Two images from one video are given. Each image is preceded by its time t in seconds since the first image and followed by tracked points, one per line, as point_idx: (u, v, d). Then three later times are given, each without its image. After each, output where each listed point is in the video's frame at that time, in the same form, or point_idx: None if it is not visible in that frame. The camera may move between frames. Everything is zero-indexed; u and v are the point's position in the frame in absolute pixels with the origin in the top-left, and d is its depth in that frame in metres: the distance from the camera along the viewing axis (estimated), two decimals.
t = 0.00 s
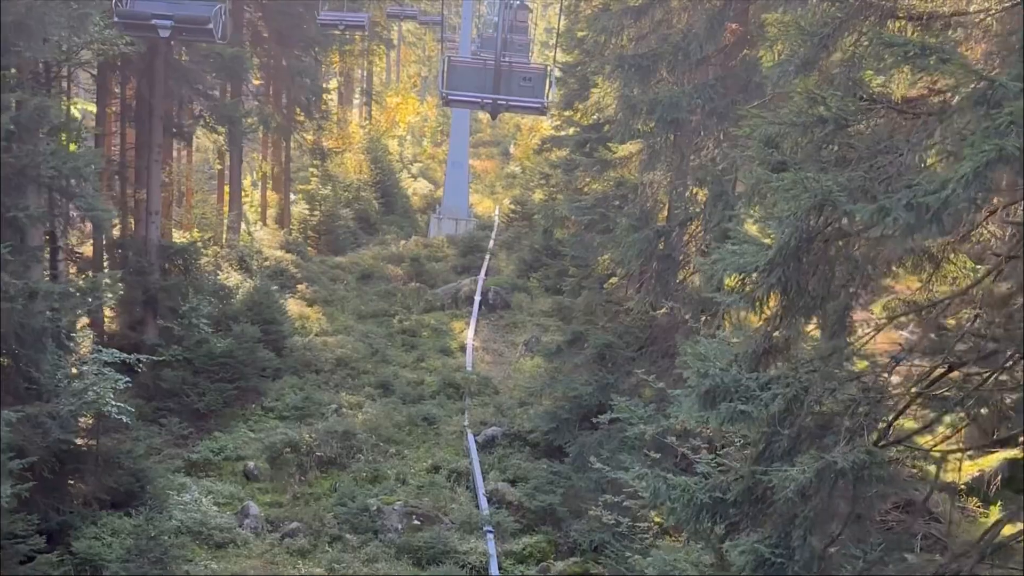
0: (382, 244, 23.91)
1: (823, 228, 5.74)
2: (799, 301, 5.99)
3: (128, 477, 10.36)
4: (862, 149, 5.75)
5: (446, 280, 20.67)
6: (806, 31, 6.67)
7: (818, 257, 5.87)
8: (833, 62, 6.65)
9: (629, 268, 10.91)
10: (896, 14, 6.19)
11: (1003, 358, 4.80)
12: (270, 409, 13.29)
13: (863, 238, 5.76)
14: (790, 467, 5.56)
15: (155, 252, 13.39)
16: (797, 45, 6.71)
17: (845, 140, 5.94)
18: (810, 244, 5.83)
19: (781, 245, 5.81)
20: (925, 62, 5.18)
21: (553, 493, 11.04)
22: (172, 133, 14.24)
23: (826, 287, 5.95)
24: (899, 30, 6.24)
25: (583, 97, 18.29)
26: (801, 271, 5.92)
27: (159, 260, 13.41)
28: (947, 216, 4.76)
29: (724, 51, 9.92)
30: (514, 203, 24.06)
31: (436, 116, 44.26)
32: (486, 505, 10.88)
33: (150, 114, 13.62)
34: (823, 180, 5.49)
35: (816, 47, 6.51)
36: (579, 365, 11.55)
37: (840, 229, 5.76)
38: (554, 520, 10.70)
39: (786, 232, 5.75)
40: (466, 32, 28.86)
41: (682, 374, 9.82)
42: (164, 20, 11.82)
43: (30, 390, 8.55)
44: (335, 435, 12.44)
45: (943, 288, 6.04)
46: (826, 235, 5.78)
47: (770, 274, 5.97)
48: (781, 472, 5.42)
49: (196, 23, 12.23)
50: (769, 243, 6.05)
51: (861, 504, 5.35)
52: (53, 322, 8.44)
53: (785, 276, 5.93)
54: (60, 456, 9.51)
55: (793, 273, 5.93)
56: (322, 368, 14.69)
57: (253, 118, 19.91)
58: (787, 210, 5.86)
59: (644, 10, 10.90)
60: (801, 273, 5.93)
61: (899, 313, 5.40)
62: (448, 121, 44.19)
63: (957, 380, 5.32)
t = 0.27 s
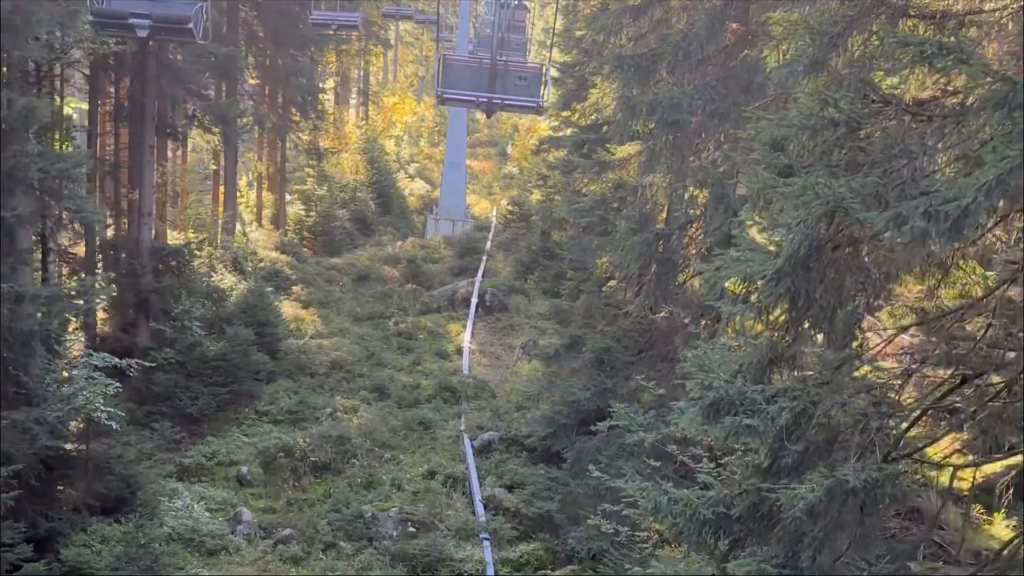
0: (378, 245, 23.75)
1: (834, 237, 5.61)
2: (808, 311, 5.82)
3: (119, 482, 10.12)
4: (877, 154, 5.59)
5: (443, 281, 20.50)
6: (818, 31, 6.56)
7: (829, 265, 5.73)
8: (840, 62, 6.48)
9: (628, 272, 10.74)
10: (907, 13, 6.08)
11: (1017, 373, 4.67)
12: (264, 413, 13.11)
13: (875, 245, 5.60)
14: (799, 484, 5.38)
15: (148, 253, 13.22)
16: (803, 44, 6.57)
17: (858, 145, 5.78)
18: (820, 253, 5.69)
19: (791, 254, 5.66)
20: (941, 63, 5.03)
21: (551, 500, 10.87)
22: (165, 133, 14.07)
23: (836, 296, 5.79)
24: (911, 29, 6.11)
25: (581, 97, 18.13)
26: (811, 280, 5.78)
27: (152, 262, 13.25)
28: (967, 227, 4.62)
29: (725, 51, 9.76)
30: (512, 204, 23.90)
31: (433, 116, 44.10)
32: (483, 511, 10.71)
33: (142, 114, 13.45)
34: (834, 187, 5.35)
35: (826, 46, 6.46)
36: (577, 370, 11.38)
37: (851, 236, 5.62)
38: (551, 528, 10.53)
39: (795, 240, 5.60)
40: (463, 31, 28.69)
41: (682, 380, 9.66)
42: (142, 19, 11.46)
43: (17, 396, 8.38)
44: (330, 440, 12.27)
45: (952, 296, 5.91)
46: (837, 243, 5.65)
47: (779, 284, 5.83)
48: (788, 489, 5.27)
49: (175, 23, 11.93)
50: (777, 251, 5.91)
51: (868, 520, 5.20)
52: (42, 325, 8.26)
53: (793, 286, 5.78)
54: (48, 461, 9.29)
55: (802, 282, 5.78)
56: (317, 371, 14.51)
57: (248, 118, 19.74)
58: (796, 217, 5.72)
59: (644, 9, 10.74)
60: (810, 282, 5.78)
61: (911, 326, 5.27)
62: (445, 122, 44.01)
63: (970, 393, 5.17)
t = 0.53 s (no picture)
0: (375, 246, 23.58)
1: (845, 247, 5.46)
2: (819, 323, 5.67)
3: (108, 488, 9.90)
4: (892, 160, 5.42)
5: (439, 283, 20.31)
6: (830, 31, 6.41)
7: (841, 277, 5.60)
8: (848, 63, 6.32)
9: (628, 276, 10.57)
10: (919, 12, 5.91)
11: None
12: (258, 417, 12.93)
13: (886, 253, 5.46)
14: (807, 505, 5.23)
15: (140, 254, 13.04)
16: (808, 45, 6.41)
17: (871, 150, 5.60)
18: (833, 264, 5.55)
19: (801, 265, 5.54)
20: (960, 65, 4.87)
21: (548, 506, 10.68)
22: (158, 133, 13.89)
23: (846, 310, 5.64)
24: (924, 28, 5.95)
25: (580, 98, 17.97)
26: (821, 291, 5.64)
27: (144, 263, 13.09)
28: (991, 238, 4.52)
29: (726, 51, 9.61)
30: (509, 204, 23.73)
31: (431, 116, 43.92)
32: (479, 518, 10.54)
33: (135, 113, 13.27)
34: (848, 196, 5.23)
35: (836, 45, 6.36)
36: (575, 374, 11.21)
37: (863, 246, 5.47)
38: (549, 535, 10.35)
39: (806, 252, 5.48)
40: (461, 31, 28.53)
41: (682, 385, 9.49)
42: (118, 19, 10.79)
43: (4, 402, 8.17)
44: (324, 445, 12.10)
45: (961, 303, 5.78)
46: (849, 255, 5.51)
47: (789, 296, 5.69)
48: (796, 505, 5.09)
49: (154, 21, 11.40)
50: (786, 262, 5.79)
51: (879, 538, 5.02)
52: (30, 329, 8.07)
53: (803, 298, 5.65)
54: (36, 465, 8.94)
55: (812, 295, 5.64)
56: (312, 374, 14.32)
57: (243, 118, 19.56)
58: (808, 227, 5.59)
59: (644, 9, 10.58)
60: (820, 293, 5.64)
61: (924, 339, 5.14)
62: (442, 122, 43.83)
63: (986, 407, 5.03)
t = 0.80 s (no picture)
0: (372, 246, 23.41)
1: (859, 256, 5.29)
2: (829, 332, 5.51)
3: (99, 494, 9.70)
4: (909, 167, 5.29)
5: (437, 285, 20.13)
6: (842, 31, 6.23)
7: (855, 287, 5.43)
8: (860, 65, 6.14)
9: (628, 280, 10.41)
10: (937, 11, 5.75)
11: None
12: (252, 420, 12.75)
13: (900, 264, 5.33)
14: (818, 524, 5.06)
15: (134, 255, 12.87)
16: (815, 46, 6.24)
17: (885, 157, 5.45)
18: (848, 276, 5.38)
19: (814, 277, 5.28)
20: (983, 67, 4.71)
21: (547, 514, 10.50)
22: (152, 132, 13.71)
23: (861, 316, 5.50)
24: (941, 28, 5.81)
25: (580, 98, 17.79)
26: (833, 303, 5.46)
27: (137, 265, 12.91)
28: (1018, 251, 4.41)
29: (729, 52, 9.44)
30: (508, 206, 23.58)
31: (429, 116, 43.73)
32: (476, 525, 10.37)
33: (129, 112, 13.08)
34: (866, 205, 5.04)
35: (849, 47, 6.18)
36: (574, 379, 11.04)
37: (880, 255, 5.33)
38: (547, 543, 10.18)
39: (820, 263, 5.23)
40: (460, 31, 28.34)
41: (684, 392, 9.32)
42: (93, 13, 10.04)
43: None
44: (319, 449, 11.93)
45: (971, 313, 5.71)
46: (863, 264, 5.34)
47: (801, 309, 5.49)
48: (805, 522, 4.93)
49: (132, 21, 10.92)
50: (797, 271, 5.49)
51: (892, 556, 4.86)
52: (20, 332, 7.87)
53: (816, 311, 5.45)
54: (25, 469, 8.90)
55: (825, 306, 5.46)
56: (307, 377, 14.14)
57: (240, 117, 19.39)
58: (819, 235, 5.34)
59: (646, 8, 10.40)
60: (833, 305, 5.46)
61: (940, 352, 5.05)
62: (440, 122, 43.65)
63: (1003, 422, 4.94)
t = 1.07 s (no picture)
0: (370, 247, 23.25)
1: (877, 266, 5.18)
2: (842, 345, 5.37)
3: (89, 500, 9.44)
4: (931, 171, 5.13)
5: (436, 286, 19.95)
6: (859, 30, 6.07)
7: (870, 298, 5.29)
8: (874, 66, 5.97)
9: (628, 284, 10.24)
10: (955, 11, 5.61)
11: None
12: (247, 424, 12.57)
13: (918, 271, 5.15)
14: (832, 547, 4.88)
15: (127, 256, 12.71)
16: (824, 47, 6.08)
17: (903, 162, 5.33)
18: (864, 287, 5.25)
19: (830, 287, 5.27)
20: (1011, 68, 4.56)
21: (545, 521, 10.31)
22: (146, 132, 13.54)
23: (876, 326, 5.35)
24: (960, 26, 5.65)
25: (581, 99, 17.63)
26: (848, 314, 5.34)
27: (131, 266, 12.75)
28: None
29: (732, 52, 9.29)
30: (507, 206, 23.41)
31: (428, 116, 43.56)
32: (473, 533, 10.20)
33: (122, 111, 12.91)
34: (881, 215, 4.91)
35: (865, 45, 6.03)
36: (573, 384, 10.87)
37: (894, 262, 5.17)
38: (545, 550, 9.99)
39: (837, 273, 5.21)
40: (459, 30, 28.19)
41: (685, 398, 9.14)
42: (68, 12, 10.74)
43: None
44: (314, 454, 11.75)
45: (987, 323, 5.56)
46: (879, 274, 5.20)
47: (816, 322, 5.41)
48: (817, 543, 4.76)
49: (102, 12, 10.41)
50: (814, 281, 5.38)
51: None
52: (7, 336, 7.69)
53: (831, 324, 5.36)
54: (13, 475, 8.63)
55: (841, 318, 5.34)
56: (303, 380, 13.97)
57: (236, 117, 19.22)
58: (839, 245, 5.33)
59: (647, 7, 10.24)
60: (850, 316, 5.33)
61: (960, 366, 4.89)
62: (440, 122, 43.49)
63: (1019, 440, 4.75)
